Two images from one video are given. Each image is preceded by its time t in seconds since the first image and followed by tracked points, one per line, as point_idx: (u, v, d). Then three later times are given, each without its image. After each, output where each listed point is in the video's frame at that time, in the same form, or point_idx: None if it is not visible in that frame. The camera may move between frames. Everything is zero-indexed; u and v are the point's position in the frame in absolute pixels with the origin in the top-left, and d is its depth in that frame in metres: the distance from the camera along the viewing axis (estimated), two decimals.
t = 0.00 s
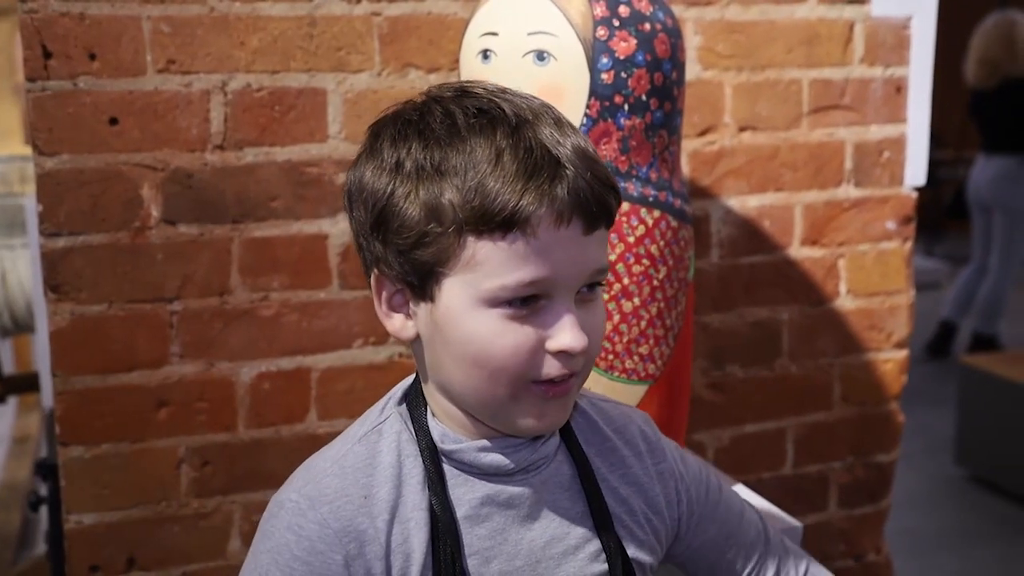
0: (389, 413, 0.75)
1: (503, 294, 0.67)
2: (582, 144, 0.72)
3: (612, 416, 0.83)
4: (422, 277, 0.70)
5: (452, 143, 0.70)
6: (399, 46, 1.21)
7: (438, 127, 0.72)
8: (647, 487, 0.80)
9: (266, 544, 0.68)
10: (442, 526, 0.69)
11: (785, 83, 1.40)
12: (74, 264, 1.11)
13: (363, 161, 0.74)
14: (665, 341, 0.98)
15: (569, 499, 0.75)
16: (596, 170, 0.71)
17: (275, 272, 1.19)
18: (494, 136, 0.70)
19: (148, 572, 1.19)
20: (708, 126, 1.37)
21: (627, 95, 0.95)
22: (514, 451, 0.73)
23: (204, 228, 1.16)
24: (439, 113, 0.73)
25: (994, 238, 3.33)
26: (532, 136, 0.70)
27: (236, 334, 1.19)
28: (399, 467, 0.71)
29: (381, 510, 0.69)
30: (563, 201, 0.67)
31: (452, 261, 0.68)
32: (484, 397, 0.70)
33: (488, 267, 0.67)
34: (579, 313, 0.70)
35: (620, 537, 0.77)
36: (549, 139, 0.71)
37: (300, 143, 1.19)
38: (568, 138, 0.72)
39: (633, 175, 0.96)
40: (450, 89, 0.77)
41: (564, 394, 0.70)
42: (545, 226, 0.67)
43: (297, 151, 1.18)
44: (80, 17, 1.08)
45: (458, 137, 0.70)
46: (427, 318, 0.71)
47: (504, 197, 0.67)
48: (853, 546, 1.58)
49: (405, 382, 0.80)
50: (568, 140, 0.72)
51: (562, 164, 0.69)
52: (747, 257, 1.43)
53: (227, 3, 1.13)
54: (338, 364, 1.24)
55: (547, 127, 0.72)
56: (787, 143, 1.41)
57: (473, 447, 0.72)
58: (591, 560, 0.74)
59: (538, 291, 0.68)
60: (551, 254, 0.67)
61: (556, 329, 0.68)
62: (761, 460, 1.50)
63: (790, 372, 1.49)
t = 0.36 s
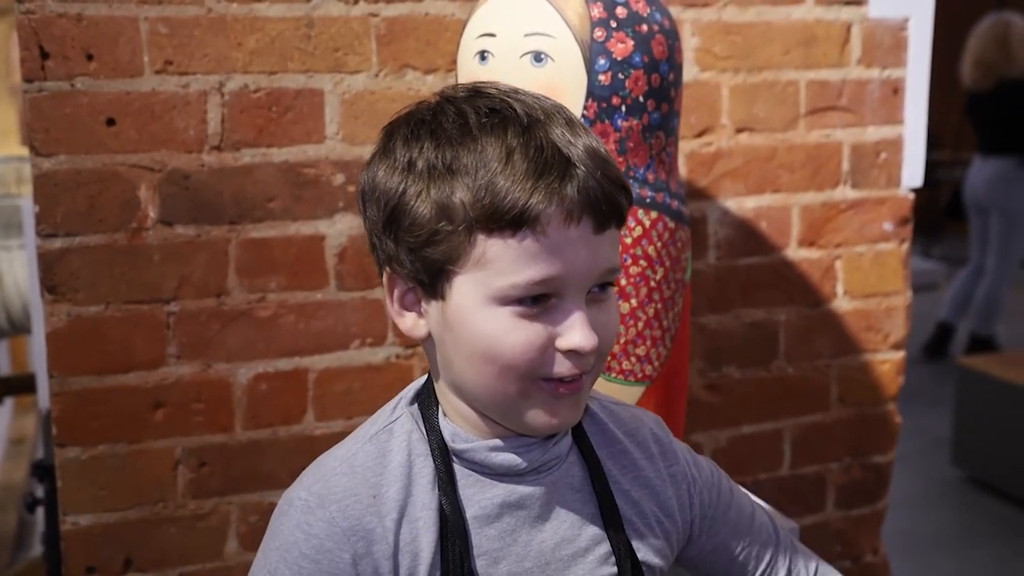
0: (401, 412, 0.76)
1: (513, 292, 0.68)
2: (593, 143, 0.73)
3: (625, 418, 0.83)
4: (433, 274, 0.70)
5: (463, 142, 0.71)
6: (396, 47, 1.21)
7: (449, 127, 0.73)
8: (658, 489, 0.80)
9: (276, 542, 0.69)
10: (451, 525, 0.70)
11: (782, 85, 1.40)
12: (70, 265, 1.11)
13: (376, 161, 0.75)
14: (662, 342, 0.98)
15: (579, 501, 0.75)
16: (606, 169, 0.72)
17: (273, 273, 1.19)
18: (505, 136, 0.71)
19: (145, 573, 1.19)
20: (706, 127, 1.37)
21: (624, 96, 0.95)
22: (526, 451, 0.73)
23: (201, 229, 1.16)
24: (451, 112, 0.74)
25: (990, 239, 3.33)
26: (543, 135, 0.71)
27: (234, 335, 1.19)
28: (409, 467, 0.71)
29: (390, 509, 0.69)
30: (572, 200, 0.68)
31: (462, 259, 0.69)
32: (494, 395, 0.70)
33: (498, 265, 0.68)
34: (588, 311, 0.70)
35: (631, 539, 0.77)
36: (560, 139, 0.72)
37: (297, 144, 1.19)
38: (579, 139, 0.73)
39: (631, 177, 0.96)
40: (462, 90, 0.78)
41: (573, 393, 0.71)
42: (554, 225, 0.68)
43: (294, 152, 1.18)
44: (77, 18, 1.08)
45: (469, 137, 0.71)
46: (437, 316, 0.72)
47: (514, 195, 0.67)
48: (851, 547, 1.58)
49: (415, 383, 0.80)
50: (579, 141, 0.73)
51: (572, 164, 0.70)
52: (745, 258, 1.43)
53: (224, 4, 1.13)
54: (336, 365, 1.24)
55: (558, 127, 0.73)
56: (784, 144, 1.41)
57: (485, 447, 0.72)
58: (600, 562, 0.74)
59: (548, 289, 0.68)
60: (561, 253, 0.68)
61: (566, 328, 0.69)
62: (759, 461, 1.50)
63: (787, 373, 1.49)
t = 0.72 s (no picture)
0: (414, 413, 0.76)
1: (521, 284, 0.68)
2: (603, 139, 0.73)
3: (643, 424, 0.83)
4: (442, 270, 0.71)
5: (472, 138, 0.72)
6: (394, 47, 1.21)
7: (460, 124, 0.73)
8: (675, 496, 0.80)
9: (290, 544, 0.70)
10: (464, 527, 0.70)
11: (780, 85, 1.40)
12: (67, 265, 1.10)
13: (391, 161, 0.76)
14: (660, 342, 0.98)
15: (593, 504, 0.75)
16: (616, 164, 0.72)
17: (270, 274, 1.19)
18: (514, 131, 0.71)
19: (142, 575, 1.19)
20: (703, 128, 1.37)
21: (622, 97, 0.95)
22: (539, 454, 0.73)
23: (199, 229, 1.16)
24: (462, 111, 0.75)
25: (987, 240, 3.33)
26: (552, 131, 0.72)
27: (232, 335, 1.18)
28: (421, 469, 0.72)
29: (402, 512, 0.70)
30: (579, 192, 0.68)
31: (470, 253, 0.69)
32: (504, 390, 0.70)
33: (505, 258, 0.68)
34: (599, 306, 0.70)
35: (646, 543, 0.77)
36: (570, 135, 0.72)
37: (294, 144, 1.18)
38: (589, 134, 0.73)
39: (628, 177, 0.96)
40: (477, 91, 0.79)
41: (585, 389, 0.70)
42: (561, 217, 0.68)
43: (291, 152, 1.18)
44: (73, 17, 1.07)
45: (478, 133, 0.72)
46: (448, 312, 0.72)
47: (520, 187, 0.68)
48: (848, 548, 1.58)
49: (429, 385, 0.81)
50: (590, 136, 0.73)
51: (580, 157, 0.70)
52: (743, 258, 1.43)
53: (221, 3, 1.13)
54: (334, 365, 1.24)
55: (568, 123, 0.73)
56: (782, 145, 1.41)
57: (497, 450, 0.72)
58: (615, 565, 0.74)
59: (555, 282, 0.68)
60: (568, 246, 0.68)
61: (575, 321, 0.69)
62: (757, 462, 1.50)
63: (785, 374, 1.49)
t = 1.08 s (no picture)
0: (408, 406, 0.77)
1: (503, 269, 0.69)
2: (589, 130, 0.74)
3: (640, 417, 0.83)
4: (430, 260, 0.72)
5: (457, 131, 0.73)
6: (380, 46, 1.21)
7: (447, 118, 0.75)
8: (670, 487, 0.80)
9: (286, 535, 0.70)
10: (457, 518, 0.70)
11: (767, 84, 1.40)
12: (51, 264, 1.10)
13: (384, 157, 0.78)
14: (646, 341, 0.98)
15: (587, 496, 0.75)
16: (601, 153, 0.72)
17: (256, 273, 1.19)
18: (498, 123, 0.72)
19: None
20: (691, 127, 1.37)
21: (608, 95, 0.95)
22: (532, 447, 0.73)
23: (184, 228, 1.15)
24: (451, 106, 0.76)
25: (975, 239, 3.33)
26: (536, 122, 0.73)
27: (217, 334, 1.18)
28: (415, 461, 0.72)
29: (396, 502, 0.70)
30: (560, 179, 0.69)
31: (455, 242, 0.70)
32: (491, 379, 0.70)
33: (488, 245, 0.69)
34: (585, 294, 0.70)
35: (640, 534, 0.77)
36: (554, 125, 0.73)
37: (279, 143, 1.18)
38: (575, 125, 0.74)
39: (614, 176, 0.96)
40: (468, 87, 0.80)
41: (573, 377, 0.70)
42: (541, 204, 0.69)
43: (277, 151, 1.18)
44: (57, 15, 1.07)
45: (464, 125, 0.73)
46: (437, 303, 0.73)
47: (501, 175, 0.69)
48: (835, 546, 1.58)
49: (426, 382, 0.81)
50: (575, 127, 0.74)
51: (563, 147, 0.71)
52: (730, 257, 1.43)
53: (206, 1, 1.12)
54: (320, 364, 1.23)
55: (554, 115, 0.74)
56: (769, 144, 1.41)
57: (490, 443, 0.72)
58: (609, 557, 0.74)
59: (538, 268, 0.69)
60: (550, 232, 0.69)
61: (559, 307, 0.69)
62: (745, 460, 1.50)
63: (773, 373, 1.49)
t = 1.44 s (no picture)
0: (404, 398, 0.78)
1: (489, 268, 0.69)
2: (575, 127, 0.74)
3: (629, 414, 0.84)
4: (419, 258, 0.73)
5: (444, 130, 0.73)
6: (363, 45, 1.21)
7: (435, 117, 0.75)
8: (659, 484, 0.80)
9: (282, 521, 0.71)
10: (450, 508, 0.71)
11: (749, 84, 1.40)
12: (31, 263, 1.09)
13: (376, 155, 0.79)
14: (628, 340, 0.98)
15: (578, 490, 0.76)
16: (587, 150, 0.73)
17: (237, 272, 1.18)
18: (483, 121, 0.73)
19: None
20: (673, 126, 1.37)
21: (589, 94, 0.95)
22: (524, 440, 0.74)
23: (165, 227, 1.15)
24: (440, 104, 0.77)
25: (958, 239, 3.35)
26: (522, 120, 0.73)
27: (199, 334, 1.18)
28: (409, 452, 0.73)
29: (391, 491, 0.71)
30: (544, 178, 0.70)
31: (443, 241, 0.71)
32: (480, 375, 0.71)
33: (474, 244, 0.70)
34: (572, 291, 0.71)
35: (630, 529, 0.77)
36: (539, 124, 0.73)
37: (261, 142, 1.18)
38: (560, 123, 0.74)
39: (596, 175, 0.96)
40: (458, 84, 0.80)
41: (561, 373, 0.71)
42: (525, 203, 0.69)
43: (259, 150, 1.18)
44: (36, 13, 1.06)
45: (450, 124, 0.73)
46: (428, 300, 0.74)
47: (485, 175, 0.69)
48: (818, 544, 1.59)
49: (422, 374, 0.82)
50: (560, 125, 0.74)
51: (547, 145, 0.71)
52: (712, 256, 1.43)
53: None
54: (303, 364, 1.23)
55: (541, 113, 0.74)
56: (751, 143, 1.42)
57: (482, 434, 0.73)
58: (599, 551, 0.74)
59: (524, 266, 0.69)
60: (535, 231, 0.69)
61: (544, 305, 0.69)
62: (728, 459, 1.50)
63: (755, 371, 1.49)
